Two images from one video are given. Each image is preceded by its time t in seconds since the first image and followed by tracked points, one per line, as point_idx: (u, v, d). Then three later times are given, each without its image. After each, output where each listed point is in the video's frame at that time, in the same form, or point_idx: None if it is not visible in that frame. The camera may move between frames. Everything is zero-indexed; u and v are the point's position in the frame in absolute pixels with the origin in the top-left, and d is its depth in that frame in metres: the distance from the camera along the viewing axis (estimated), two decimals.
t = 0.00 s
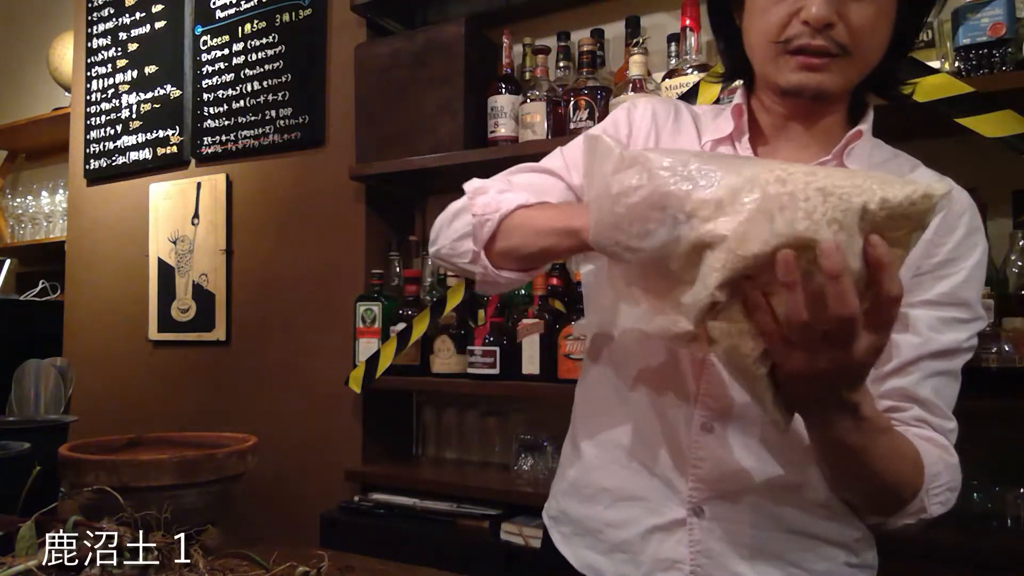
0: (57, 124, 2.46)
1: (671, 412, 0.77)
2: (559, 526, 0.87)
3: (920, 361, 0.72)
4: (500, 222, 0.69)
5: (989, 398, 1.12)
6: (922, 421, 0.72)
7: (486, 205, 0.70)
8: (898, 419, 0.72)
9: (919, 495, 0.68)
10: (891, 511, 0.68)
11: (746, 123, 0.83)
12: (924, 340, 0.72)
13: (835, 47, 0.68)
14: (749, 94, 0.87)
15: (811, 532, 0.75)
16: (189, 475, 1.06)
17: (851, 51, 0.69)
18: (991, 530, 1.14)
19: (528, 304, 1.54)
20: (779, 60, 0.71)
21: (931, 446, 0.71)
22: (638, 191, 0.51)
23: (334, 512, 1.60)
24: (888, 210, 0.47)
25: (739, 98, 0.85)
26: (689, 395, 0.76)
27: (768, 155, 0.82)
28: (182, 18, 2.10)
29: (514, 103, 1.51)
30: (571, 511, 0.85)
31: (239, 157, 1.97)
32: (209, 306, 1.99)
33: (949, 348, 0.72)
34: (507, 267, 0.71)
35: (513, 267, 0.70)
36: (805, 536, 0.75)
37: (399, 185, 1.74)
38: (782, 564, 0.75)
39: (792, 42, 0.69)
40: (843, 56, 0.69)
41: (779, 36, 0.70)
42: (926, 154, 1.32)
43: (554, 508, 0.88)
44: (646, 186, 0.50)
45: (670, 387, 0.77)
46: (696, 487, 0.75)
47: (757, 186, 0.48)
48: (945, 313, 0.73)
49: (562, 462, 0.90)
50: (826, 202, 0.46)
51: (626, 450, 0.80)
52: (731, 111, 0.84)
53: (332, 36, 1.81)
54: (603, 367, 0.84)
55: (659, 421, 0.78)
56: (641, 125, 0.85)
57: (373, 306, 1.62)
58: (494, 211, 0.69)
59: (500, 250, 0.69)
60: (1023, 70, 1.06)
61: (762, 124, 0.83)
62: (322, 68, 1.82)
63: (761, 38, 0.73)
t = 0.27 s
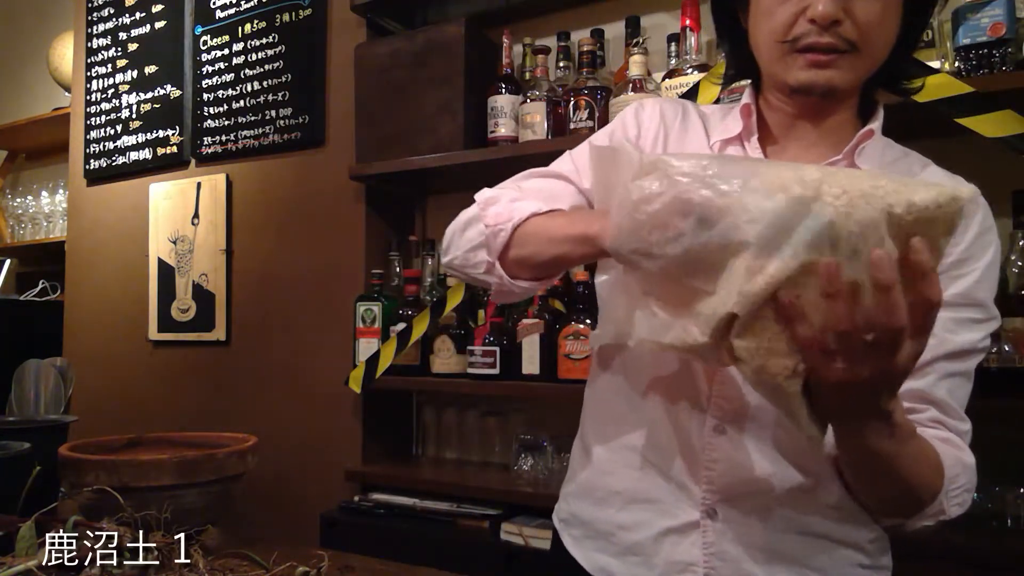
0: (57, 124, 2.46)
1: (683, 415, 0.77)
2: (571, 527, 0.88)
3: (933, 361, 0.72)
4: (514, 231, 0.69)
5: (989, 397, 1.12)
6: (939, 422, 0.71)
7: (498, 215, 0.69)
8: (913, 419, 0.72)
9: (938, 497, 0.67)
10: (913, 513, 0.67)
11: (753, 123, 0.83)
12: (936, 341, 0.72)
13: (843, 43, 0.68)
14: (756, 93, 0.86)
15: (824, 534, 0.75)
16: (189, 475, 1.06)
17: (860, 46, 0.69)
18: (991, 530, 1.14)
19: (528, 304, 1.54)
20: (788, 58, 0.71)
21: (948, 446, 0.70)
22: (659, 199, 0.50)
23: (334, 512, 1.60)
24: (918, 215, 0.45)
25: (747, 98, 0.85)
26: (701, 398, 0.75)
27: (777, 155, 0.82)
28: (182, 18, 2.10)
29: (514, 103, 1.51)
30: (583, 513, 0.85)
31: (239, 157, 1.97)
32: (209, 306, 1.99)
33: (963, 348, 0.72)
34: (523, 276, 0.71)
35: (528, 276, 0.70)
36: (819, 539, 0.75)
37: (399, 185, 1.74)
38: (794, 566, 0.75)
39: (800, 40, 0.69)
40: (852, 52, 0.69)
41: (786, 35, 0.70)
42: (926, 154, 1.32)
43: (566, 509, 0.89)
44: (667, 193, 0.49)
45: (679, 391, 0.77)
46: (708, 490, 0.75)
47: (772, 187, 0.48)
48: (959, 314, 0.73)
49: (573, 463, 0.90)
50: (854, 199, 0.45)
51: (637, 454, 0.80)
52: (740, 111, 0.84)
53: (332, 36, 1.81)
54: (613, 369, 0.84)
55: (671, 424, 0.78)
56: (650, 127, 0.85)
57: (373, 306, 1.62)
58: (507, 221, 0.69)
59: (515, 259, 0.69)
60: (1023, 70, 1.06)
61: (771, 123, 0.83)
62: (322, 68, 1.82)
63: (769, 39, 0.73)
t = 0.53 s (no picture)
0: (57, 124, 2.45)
1: (694, 420, 0.76)
2: (581, 530, 0.88)
3: (949, 361, 0.71)
4: (530, 245, 0.68)
5: (988, 397, 1.12)
6: (957, 422, 0.70)
7: (513, 230, 0.69)
8: (931, 420, 0.70)
9: (967, 500, 0.65)
10: (938, 522, 0.65)
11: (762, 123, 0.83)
12: (953, 341, 0.71)
13: (846, 39, 0.68)
14: (764, 91, 0.86)
15: (833, 535, 0.75)
16: (189, 475, 1.06)
17: (864, 42, 0.69)
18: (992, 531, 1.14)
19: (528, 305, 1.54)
20: (791, 56, 0.71)
21: (971, 447, 0.69)
22: (674, 216, 0.49)
23: (334, 512, 1.60)
24: (936, 230, 0.43)
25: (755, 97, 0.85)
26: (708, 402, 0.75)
27: (786, 156, 0.82)
28: (182, 18, 2.10)
29: (514, 102, 1.51)
30: (593, 516, 0.85)
31: (239, 157, 1.97)
32: (208, 307, 1.99)
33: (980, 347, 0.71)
34: (538, 292, 0.70)
35: (544, 291, 0.70)
36: (830, 540, 0.75)
37: (399, 185, 1.74)
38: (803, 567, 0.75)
39: (803, 38, 0.70)
40: (855, 48, 0.69)
41: (789, 34, 0.70)
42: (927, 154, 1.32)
43: (576, 512, 0.89)
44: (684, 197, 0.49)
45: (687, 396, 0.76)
46: (716, 493, 0.75)
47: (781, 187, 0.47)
48: (974, 312, 0.72)
49: (582, 466, 0.90)
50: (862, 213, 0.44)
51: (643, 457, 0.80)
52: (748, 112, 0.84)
53: (332, 36, 1.81)
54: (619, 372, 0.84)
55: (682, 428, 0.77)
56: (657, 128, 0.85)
57: (373, 306, 1.62)
58: (523, 236, 0.68)
59: (532, 274, 0.68)
60: (1023, 70, 1.07)
61: (779, 124, 0.83)
62: (322, 68, 1.82)
63: (772, 37, 0.73)
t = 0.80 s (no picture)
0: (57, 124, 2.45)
1: (696, 421, 0.76)
2: (581, 533, 0.87)
3: (960, 364, 0.70)
4: (525, 265, 0.67)
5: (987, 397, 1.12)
6: (974, 422, 0.71)
7: (507, 249, 0.68)
8: (948, 424, 0.71)
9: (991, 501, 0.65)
10: (974, 526, 0.66)
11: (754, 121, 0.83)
12: (963, 344, 0.70)
13: (834, 34, 0.68)
14: (756, 88, 0.86)
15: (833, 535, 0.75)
16: (189, 475, 1.06)
17: (853, 36, 0.69)
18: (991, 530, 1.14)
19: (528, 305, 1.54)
20: (781, 51, 0.71)
21: (987, 446, 0.69)
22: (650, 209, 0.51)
23: (334, 512, 1.60)
24: (913, 216, 0.44)
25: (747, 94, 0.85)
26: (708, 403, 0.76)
27: (779, 154, 0.82)
28: (182, 18, 2.10)
29: (514, 102, 1.51)
30: (592, 518, 0.85)
31: (239, 157, 1.97)
32: (208, 307, 1.99)
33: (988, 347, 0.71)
34: (536, 309, 0.68)
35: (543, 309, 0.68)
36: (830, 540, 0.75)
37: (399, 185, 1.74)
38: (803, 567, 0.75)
39: (793, 33, 0.70)
40: (843, 42, 0.69)
41: (778, 29, 0.70)
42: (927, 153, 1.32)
43: (575, 514, 0.88)
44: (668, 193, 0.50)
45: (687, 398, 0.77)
46: (716, 493, 0.75)
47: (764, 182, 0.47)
48: (980, 312, 0.72)
49: (582, 467, 0.90)
50: (847, 200, 0.44)
51: (643, 459, 0.80)
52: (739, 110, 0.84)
53: (332, 36, 1.81)
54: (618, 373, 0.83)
55: (683, 429, 0.77)
56: (651, 129, 0.85)
57: (373, 306, 1.62)
58: (517, 255, 0.67)
59: (528, 292, 0.67)
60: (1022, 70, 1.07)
61: (770, 121, 0.83)
62: (322, 68, 1.82)
63: (761, 33, 0.73)
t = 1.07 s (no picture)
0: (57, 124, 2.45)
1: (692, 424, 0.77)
2: (579, 541, 0.86)
3: (960, 345, 0.70)
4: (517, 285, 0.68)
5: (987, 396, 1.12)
6: (981, 402, 0.70)
7: (498, 273, 0.69)
8: (955, 406, 0.71)
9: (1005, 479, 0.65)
10: (989, 507, 0.66)
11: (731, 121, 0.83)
12: (959, 324, 0.70)
13: (801, 31, 0.68)
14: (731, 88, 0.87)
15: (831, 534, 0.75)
16: (189, 475, 1.06)
17: (819, 32, 0.68)
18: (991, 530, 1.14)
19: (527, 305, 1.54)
20: (750, 53, 0.71)
21: (996, 424, 0.68)
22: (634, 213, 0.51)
23: (334, 512, 1.60)
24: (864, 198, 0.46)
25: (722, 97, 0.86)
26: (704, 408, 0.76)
27: (759, 154, 0.82)
28: (182, 18, 2.10)
29: (514, 103, 1.51)
30: (590, 526, 0.84)
31: (239, 157, 1.97)
32: (208, 307, 1.99)
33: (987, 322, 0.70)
34: (531, 328, 0.69)
35: (538, 326, 0.69)
36: (829, 540, 0.75)
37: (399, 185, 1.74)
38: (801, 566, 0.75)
39: (761, 34, 0.70)
40: (812, 38, 0.69)
41: (745, 32, 0.71)
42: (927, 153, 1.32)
43: (572, 523, 0.88)
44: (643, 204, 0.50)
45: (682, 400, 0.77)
46: (714, 497, 0.76)
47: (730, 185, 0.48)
48: (975, 291, 0.71)
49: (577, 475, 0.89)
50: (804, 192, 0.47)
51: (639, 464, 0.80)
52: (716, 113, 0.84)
53: (332, 36, 1.81)
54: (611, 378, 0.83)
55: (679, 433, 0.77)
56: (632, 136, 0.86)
57: (373, 306, 1.62)
58: (508, 279, 0.68)
59: (523, 312, 0.68)
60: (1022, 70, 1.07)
61: (744, 124, 0.83)
62: (322, 68, 1.82)
63: (729, 36, 0.73)
